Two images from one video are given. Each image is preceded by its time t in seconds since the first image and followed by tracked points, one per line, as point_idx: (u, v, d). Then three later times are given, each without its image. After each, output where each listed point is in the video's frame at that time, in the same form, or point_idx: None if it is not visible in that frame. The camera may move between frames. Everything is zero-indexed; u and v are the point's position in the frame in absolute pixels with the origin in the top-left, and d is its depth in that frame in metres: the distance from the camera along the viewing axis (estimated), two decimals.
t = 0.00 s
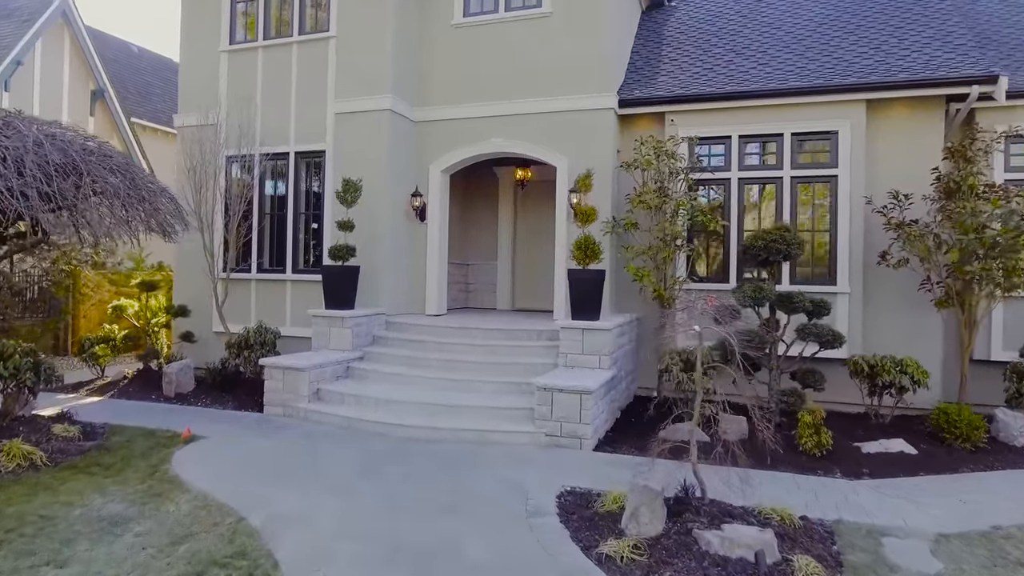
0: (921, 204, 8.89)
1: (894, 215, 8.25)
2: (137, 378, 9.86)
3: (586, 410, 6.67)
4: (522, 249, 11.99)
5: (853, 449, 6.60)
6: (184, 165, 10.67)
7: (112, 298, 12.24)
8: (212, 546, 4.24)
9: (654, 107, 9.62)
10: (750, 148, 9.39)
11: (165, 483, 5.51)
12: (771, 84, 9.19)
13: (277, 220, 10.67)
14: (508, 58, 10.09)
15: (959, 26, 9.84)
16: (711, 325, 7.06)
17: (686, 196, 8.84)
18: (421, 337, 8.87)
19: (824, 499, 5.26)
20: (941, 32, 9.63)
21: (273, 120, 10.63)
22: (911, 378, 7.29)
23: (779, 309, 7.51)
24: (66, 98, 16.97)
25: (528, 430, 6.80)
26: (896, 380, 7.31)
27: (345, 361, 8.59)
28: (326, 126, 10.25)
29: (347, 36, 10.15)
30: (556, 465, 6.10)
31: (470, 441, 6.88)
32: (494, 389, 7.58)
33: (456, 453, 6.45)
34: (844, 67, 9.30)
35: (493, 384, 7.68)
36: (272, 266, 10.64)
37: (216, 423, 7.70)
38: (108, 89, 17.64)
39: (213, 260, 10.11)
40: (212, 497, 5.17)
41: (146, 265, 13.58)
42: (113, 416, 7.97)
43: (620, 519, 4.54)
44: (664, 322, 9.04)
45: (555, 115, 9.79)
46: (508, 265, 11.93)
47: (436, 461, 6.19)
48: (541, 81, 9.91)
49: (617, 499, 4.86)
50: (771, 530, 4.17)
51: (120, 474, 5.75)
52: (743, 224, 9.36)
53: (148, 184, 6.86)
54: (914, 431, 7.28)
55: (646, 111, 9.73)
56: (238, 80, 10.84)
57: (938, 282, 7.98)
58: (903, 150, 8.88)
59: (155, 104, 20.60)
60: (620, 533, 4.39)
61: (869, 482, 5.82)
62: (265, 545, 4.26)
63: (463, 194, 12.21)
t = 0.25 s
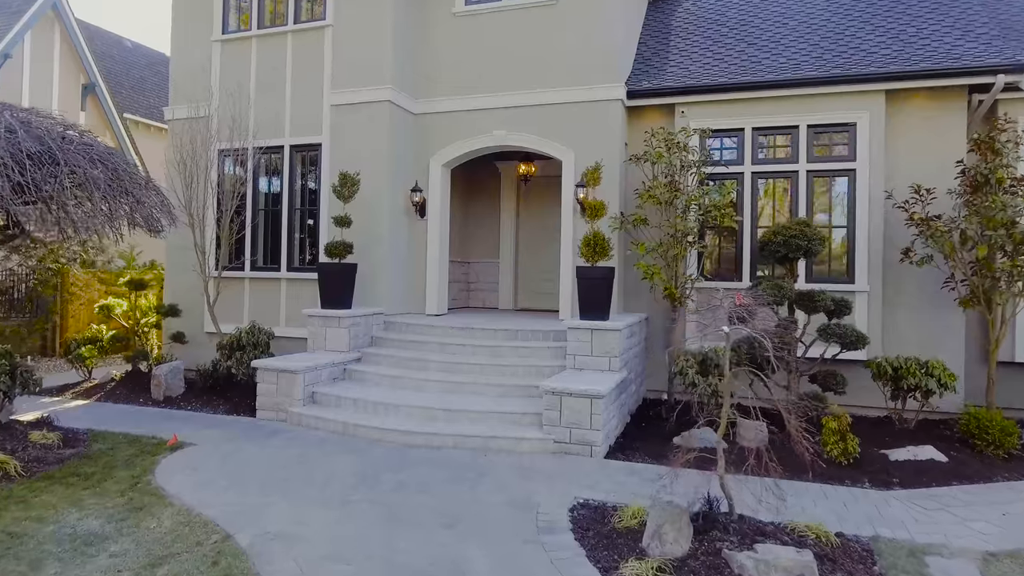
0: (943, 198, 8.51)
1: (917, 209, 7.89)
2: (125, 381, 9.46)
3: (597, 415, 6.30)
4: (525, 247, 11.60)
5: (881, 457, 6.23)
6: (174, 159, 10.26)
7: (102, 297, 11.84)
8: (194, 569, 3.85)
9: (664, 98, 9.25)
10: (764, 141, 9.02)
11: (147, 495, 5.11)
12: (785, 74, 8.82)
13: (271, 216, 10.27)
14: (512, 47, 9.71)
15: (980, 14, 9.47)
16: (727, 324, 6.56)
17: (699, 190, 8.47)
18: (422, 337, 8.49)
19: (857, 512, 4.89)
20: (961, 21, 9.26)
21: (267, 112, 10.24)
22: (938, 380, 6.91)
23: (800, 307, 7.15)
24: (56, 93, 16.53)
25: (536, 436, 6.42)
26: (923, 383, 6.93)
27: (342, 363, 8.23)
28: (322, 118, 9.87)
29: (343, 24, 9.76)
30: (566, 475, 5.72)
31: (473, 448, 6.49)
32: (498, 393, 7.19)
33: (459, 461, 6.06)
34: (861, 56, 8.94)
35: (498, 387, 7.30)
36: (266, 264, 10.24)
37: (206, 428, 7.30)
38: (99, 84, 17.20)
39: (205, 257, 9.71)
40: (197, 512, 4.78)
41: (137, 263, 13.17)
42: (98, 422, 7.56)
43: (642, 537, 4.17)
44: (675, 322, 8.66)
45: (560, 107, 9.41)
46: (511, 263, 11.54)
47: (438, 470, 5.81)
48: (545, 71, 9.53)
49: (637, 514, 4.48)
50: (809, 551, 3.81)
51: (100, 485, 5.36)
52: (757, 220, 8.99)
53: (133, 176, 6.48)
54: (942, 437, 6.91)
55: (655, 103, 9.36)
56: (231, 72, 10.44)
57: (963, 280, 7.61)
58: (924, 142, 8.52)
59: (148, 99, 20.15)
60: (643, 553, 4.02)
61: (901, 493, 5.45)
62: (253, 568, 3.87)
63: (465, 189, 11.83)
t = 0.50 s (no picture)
0: (968, 193, 8.12)
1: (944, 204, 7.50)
2: (111, 384, 9.03)
3: (609, 422, 5.91)
4: (529, 245, 11.20)
5: (912, 468, 5.84)
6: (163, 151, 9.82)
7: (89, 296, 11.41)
8: None
9: (675, 88, 8.86)
10: (779, 134, 8.64)
11: (125, 512, 4.69)
12: (803, 63, 8.44)
13: (264, 212, 9.86)
14: (515, 36, 9.32)
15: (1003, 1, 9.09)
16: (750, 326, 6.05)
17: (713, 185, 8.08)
18: (423, 339, 8.09)
19: (897, 532, 4.50)
20: (984, 7, 8.88)
21: (261, 104, 9.83)
22: (971, 385, 6.52)
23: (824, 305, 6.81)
24: (45, 86, 16.04)
25: (544, 445, 6.03)
26: (954, 388, 6.53)
27: (339, 365, 7.84)
28: (318, 110, 9.46)
29: (340, 12, 9.36)
30: (578, 488, 5.32)
31: (477, 458, 6.09)
32: (505, 399, 6.80)
33: (462, 473, 5.66)
34: (881, 44, 8.55)
35: (502, 392, 6.90)
36: (259, 262, 9.83)
37: (194, 436, 6.87)
38: (90, 77, 16.73)
39: (195, 255, 9.30)
40: (178, 530, 4.37)
41: (127, 262, 12.72)
42: (79, 428, 7.14)
43: (668, 562, 3.77)
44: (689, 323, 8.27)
45: (567, 98, 9.01)
46: (514, 262, 11.15)
47: (441, 483, 5.40)
48: (551, 61, 9.14)
49: (660, 534, 4.08)
50: None
51: (75, 499, 4.95)
52: (772, 215, 8.60)
53: (112, 167, 6.14)
54: (974, 445, 6.52)
55: (666, 94, 8.97)
56: (223, 62, 10.04)
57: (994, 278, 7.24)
58: (948, 134, 8.13)
59: (141, 95, 19.70)
60: None
61: (940, 507, 5.06)
62: None
63: (466, 185, 11.43)
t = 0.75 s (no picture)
0: (996, 187, 7.73)
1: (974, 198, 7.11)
2: (96, 388, 8.61)
3: (624, 431, 5.52)
4: (532, 242, 10.80)
5: (949, 480, 5.44)
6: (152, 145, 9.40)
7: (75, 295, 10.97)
8: None
9: (687, 78, 8.46)
10: (797, 125, 8.24)
11: (97, 532, 4.28)
12: (822, 51, 8.04)
13: (258, 208, 9.45)
14: (519, 23, 8.91)
15: None
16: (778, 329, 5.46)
17: (728, 179, 7.70)
18: (423, 341, 7.68)
19: (945, 553, 4.10)
20: None
21: (254, 95, 9.41)
22: (1007, 391, 6.12)
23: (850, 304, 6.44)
24: (34, 80, 15.57)
25: (554, 454, 5.62)
26: (990, 394, 6.14)
27: (334, 368, 7.44)
28: (313, 101, 9.05)
29: None
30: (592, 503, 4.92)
31: (482, 468, 5.69)
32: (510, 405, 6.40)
33: (466, 485, 5.25)
34: (903, 31, 8.15)
35: (508, 396, 6.50)
36: (252, 260, 9.42)
37: (180, 444, 6.46)
38: (80, 72, 16.26)
39: (185, 252, 8.88)
40: (154, 554, 3.96)
41: (116, 261, 12.28)
42: (59, 436, 6.72)
43: None
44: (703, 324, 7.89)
45: (574, 88, 8.61)
46: (517, 260, 10.74)
47: (444, 497, 4.99)
48: (557, 50, 8.73)
49: (687, 559, 3.67)
50: None
51: (44, 517, 4.54)
52: (789, 211, 8.20)
53: (90, 157, 5.79)
54: (1010, 454, 6.13)
55: (677, 84, 8.58)
56: (214, 51, 9.61)
57: None
58: (974, 124, 7.74)
59: (134, 90, 19.24)
60: None
61: (985, 523, 4.66)
62: None
63: (468, 181, 11.03)
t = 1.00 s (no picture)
0: None
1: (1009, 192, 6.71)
2: (81, 393, 8.20)
3: (642, 441, 5.11)
4: (538, 240, 10.39)
5: (995, 495, 5.02)
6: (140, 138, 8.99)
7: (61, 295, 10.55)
8: None
9: (701, 67, 8.06)
10: (817, 117, 7.84)
11: (65, 558, 3.87)
12: (844, 39, 7.64)
13: (251, 204, 9.05)
14: (525, 10, 8.50)
15: None
16: (810, 331, 4.87)
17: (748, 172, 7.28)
18: (425, 343, 7.27)
19: None
20: None
21: (247, 86, 9.00)
22: None
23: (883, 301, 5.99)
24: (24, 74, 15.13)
25: (566, 467, 5.21)
26: None
27: (331, 373, 7.03)
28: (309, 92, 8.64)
29: None
30: (610, 522, 4.51)
31: (489, 482, 5.28)
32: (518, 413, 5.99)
33: (472, 502, 4.84)
34: (930, 18, 7.75)
35: (515, 403, 6.10)
36: (245, 259, 9.01)
37: (165, 454, 6.05)
38: (73, 66, 15.82)
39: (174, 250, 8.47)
40: None
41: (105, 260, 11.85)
42: (37, 445, 6.31)
43: None
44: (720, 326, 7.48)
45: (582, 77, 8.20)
46: (522, 258, 10.34)
47: (448, 515, 4.58)
48: (565, 38, 8.32)
49: None
50: None
51: (9, 539, 4.13)
52: (809, 207, 7.81)
53: (66, 147, 5.45)
54: None
55: (690, 73, 8.17)
56: (205, 40, 9.20)
57: None
58: (1006, 114, 7.33)
59: (128, 86, 18.82)
60: None
61: None
62: None
63: (471, 176, 10.62)
